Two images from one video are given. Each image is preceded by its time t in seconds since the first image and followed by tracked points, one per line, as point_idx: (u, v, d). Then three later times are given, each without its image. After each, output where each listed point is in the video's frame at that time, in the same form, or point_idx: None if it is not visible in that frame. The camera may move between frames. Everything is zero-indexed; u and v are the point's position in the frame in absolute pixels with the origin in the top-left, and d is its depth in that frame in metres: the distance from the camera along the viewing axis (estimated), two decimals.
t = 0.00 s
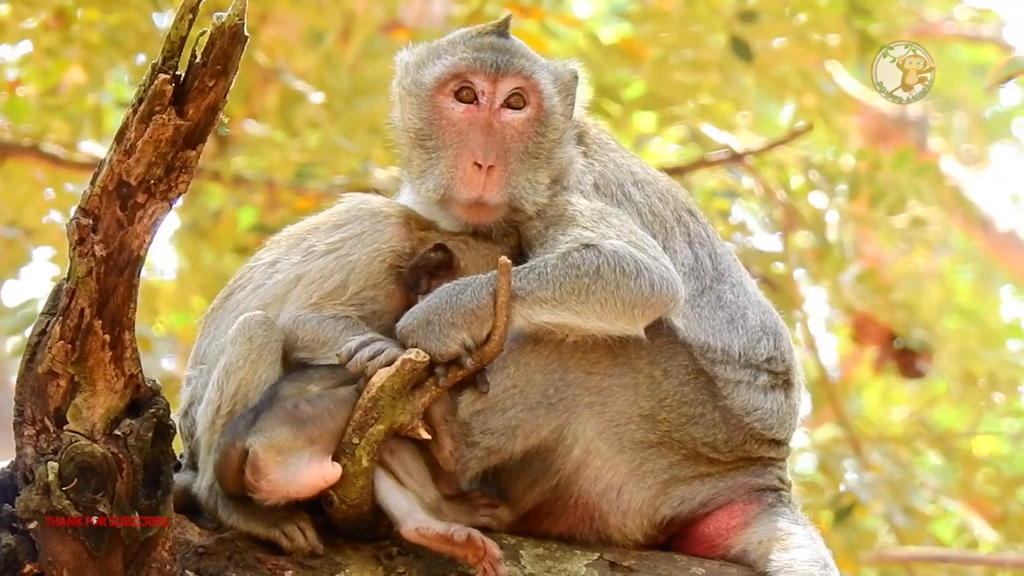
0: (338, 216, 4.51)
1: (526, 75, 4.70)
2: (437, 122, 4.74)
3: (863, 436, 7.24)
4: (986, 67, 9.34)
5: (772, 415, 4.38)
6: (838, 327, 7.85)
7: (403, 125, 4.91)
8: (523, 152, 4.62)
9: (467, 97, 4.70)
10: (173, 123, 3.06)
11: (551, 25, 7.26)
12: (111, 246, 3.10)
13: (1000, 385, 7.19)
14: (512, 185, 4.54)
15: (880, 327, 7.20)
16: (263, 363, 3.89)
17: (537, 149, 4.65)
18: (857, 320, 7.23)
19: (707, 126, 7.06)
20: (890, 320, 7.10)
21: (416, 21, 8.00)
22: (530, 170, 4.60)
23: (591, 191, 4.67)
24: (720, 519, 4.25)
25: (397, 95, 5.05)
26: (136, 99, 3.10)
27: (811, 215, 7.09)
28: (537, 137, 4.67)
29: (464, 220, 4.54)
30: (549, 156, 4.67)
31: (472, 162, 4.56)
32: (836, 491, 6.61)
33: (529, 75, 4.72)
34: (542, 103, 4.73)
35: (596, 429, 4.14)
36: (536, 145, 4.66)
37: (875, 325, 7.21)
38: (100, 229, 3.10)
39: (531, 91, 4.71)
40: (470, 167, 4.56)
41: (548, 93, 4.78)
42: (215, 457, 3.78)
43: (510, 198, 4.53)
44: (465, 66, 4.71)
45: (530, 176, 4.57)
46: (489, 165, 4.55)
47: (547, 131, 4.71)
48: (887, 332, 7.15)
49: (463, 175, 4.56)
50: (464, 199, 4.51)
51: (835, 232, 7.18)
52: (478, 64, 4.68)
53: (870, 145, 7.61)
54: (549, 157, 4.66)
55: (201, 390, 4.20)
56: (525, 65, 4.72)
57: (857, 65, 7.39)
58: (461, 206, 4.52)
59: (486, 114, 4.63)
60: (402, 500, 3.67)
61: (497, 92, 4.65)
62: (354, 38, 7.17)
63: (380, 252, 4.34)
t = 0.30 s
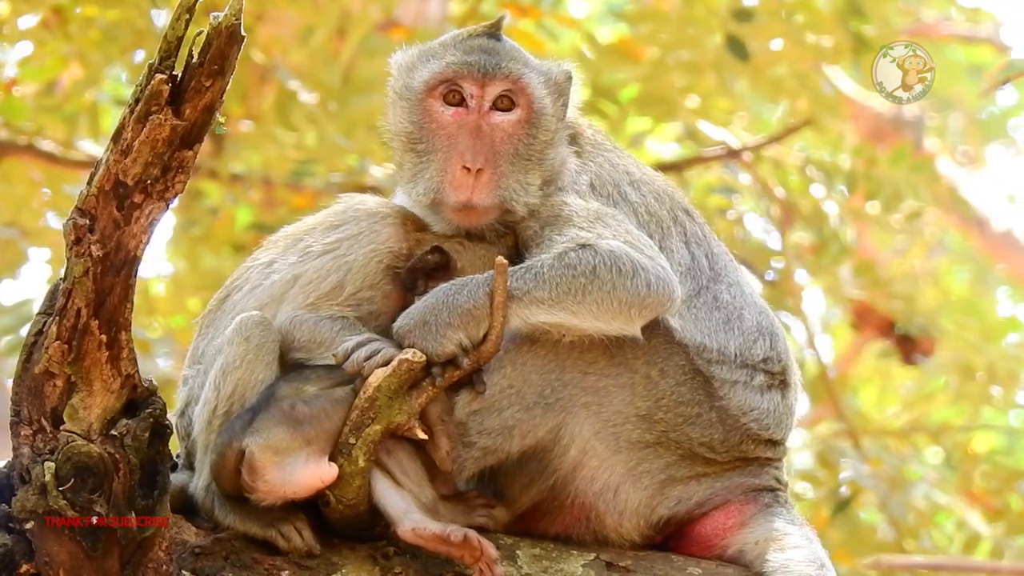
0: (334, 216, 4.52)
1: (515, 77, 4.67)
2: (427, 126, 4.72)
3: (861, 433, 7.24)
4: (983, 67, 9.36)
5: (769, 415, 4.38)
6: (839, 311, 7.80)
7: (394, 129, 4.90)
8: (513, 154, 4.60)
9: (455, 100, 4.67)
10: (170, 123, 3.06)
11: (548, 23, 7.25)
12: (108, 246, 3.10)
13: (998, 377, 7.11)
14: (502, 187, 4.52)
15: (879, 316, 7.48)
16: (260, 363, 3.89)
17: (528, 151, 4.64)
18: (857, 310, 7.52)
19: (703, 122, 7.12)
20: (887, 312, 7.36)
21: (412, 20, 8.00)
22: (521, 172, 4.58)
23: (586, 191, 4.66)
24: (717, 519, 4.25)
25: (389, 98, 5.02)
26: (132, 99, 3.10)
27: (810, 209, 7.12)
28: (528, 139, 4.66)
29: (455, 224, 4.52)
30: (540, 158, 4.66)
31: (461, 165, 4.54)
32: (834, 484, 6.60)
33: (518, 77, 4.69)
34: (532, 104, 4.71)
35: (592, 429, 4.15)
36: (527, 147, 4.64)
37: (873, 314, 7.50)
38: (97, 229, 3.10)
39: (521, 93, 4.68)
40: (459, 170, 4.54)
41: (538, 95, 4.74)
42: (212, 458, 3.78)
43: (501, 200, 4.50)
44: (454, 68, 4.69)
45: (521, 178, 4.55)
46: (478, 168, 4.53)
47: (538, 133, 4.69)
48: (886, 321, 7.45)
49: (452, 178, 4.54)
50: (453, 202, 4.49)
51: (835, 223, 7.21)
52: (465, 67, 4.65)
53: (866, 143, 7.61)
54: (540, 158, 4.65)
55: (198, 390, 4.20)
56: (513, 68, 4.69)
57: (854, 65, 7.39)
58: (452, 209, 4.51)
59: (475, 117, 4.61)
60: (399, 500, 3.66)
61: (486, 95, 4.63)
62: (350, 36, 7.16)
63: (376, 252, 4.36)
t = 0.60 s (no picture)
0: (331, 217, 4.53)
1: (503, 78, 4.64)
2: (416, 129, 4.68)
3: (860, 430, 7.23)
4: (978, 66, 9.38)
5: (766, 415, 4.38)
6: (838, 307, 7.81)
7: (385, 133, 4.85)
8: (502, 156, 4.57)
9: (444, 103, 4.64)
10: (167, 123, 3.06)
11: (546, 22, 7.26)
12: (105, 246, 3.10)
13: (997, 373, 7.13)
14: (492, 189, 4.48)
15: (875, 316, 7.43)
16: (257, 364, 3.89)
17: (518, 152, 4.61)
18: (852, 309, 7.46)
19: (702, 119, 7.11)
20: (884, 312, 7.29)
21: (409, 20, 8.02)
22: (511, 173, 4.55)
23: (582, 191, 4.66)
24: (714, 520, 4.25)
25: (382, 103, 4.99)
26: (129, 101, 3.11)
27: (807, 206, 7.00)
28: (518, 140, 4.62)
29: (446, 226, 4.47)
30: (531, 159, 4.63)
31: (450, 168, 4.49)
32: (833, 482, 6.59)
33: (506, 78, 4.66)
34: (522, 105, 4.68)
35: (590, 429, 4.15)
36: (517, 148, 4.61)
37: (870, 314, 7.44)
38: (94, 229, 3.10)
39: (510, 94, 4.66)
40: (448, 173, 4.49)
41: (528, 96, 4.71)
42: (210, 459, 3.78)
43: (490, 201, 4.46)
44: (442, 71, 4.65)
45: (511, 179, 4.52)
46: (466, 171, 4.49)
47: (529, 133, 4.66)
48: (882, 322, 7.39)
49: (440, 181, 4.50)
50: (442, 205, 4.45)
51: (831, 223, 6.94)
52: (453, 69, 4.62)
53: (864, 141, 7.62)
54: (531, 159, 4.62)
55: (196, 391, 4.20)
56: (501, 69, 4.66)
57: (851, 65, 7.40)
58: (441, 212, 4.46)
59: (464, 119, 4.57)
60: (396, 500, 3.66)
61: (474, 97, 4.59)
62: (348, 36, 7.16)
63: (373, 253, 4.36)
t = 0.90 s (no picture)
0: (328, 220, 4.55)
1: (495, 80, 4.64)
2: (410, 132, 4.68)
3: (857, 428, 7.24)
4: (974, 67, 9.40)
5: (763, 416, 4.38)
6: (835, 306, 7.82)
7: (380, 136, 4.85)
8: (495, 158, 4.56)
9: (436, 105, 4.63)
10: (163, 126, 3.06)
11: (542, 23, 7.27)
12: (102, 249, 3.10)
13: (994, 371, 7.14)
14: (484, 191, 4.49)
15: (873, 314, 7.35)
16: (254, 366, 3.89)
17: (511, 154, 4.60)
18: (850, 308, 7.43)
19: (698, 118, 7.01)
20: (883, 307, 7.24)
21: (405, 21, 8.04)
22: (504, 175, 4.54)
23: (578, 193, 4.66)
24: (711, 521, 4.25)
25: (376, 106, 4.99)
26: (126, 103, 3.11)
27: (805, 205, 7.04)
28: (511, 142, 4.62)
29: (439, 229, 4.49)
30: (525, 160, 4.62)
31: (441, 171, 4.50)
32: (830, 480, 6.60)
33: (498, 79, 4.66)
34: (515, 106, 4.67)
35: (587, 431, 4.15)
36: (510, 150, 4.61)
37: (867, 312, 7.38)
38: (91, 232, 3.09)
39: (502, 96, 4.65)
40: (439, 176, 4.49)
41: (521, 97, 4.70)
42: (207, 461, 3.77)
43: (482, 204, 4.47)
44: (434, 73, 4.64)
45: (503, 182, 4.52)
46: (458, 173, 4.49)
47: (522, 135, 4.66)
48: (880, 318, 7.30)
49: (432, 184, 4.50)
50: (434, 208, 4.46)
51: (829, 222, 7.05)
52: (444, 70, 4.62)
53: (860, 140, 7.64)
54: (525, 162, 4.61)
55: (193, 393, 4.20)
56: (493, 70, 4.65)
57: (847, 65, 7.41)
58: (434, 216, 4.47)
59: (456, 121, 4.56)
60: (393, 502, 3.66)
61: (466, 99, 4.58)
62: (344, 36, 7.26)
63: (370, 255, 4.37)
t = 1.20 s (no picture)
0: (321, 222, 4.56)
1: (483, 81, 4.64)
2: (400, 134, 4.66)
3: (851, 431, 7.25)
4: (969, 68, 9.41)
5: (758, 418, 4.36)
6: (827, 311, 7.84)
7: (370, 139, 4.82)
8: (485, 159, 4.54)
9: (426, 106, 4.63)
10: (158, 127, 3.07)
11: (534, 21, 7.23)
12: (96, 251, 3.10)
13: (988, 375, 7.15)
14: (474, 193, 4.45)
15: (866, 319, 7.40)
16: (248, 368, 3.88)
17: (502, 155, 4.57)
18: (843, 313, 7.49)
19: (693, 121, 7.00)
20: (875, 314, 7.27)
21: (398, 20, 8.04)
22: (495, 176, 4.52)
23: (572, 194, 4.65)
24: (706, 523, 4.25)
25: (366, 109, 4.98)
26: (120, 105, 3.11)
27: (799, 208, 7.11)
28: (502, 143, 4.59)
29: (429, 231, 4.44)
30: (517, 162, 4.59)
31: (431, 172, 4.48)
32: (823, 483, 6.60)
33: (487, 80, 4.66)
34: (505, 107, 4.65)
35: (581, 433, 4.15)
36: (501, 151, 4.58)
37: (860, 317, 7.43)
38: (85, 233, 3.10)
39: (492, 97, 4.64)
40: (429, 177, 4.48)
41: (511, 98, 4.69)
42: (201, 463, 3.77)
43: (473, 205, 4.43)
44: (423, 75, 4.66)
45: (494, 182, 4.48)
46: (448, 174, 4.48)
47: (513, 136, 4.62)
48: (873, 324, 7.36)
49: (422, 185, 4.48)
50: (424, 209, 4.41)
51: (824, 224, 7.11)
52: (432, 71, 4.63)
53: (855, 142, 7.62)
54: (517, 163, 4.57)
55: (187, 395, 4.21)
56: (481, 71, 4.66)
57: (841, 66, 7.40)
58: (424, 217, 4.42)
59: (445, 123, 4.57)
60: (387, 504, 3.66)
61: (455, 100, 4.59)
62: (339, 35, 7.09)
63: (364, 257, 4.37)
